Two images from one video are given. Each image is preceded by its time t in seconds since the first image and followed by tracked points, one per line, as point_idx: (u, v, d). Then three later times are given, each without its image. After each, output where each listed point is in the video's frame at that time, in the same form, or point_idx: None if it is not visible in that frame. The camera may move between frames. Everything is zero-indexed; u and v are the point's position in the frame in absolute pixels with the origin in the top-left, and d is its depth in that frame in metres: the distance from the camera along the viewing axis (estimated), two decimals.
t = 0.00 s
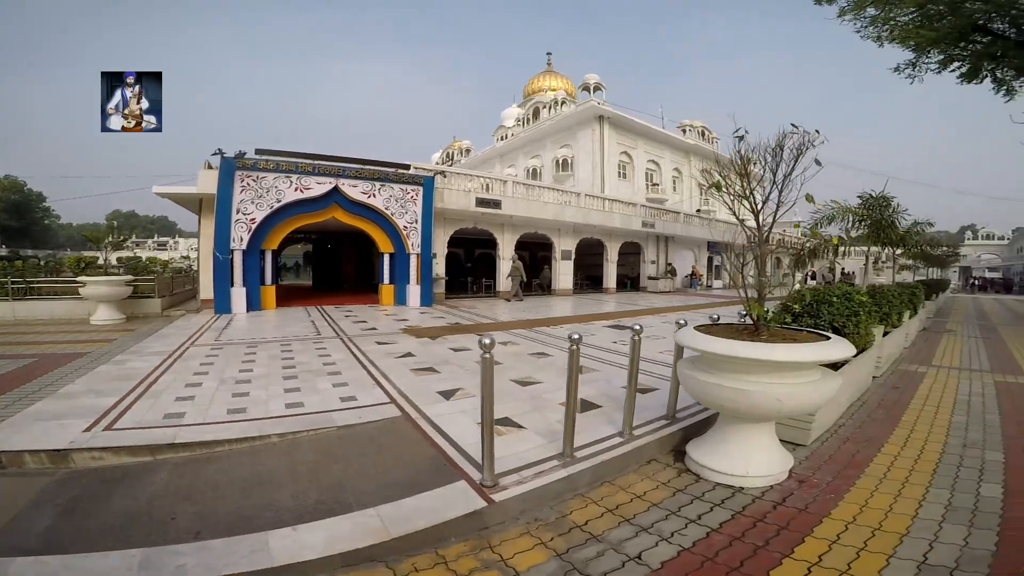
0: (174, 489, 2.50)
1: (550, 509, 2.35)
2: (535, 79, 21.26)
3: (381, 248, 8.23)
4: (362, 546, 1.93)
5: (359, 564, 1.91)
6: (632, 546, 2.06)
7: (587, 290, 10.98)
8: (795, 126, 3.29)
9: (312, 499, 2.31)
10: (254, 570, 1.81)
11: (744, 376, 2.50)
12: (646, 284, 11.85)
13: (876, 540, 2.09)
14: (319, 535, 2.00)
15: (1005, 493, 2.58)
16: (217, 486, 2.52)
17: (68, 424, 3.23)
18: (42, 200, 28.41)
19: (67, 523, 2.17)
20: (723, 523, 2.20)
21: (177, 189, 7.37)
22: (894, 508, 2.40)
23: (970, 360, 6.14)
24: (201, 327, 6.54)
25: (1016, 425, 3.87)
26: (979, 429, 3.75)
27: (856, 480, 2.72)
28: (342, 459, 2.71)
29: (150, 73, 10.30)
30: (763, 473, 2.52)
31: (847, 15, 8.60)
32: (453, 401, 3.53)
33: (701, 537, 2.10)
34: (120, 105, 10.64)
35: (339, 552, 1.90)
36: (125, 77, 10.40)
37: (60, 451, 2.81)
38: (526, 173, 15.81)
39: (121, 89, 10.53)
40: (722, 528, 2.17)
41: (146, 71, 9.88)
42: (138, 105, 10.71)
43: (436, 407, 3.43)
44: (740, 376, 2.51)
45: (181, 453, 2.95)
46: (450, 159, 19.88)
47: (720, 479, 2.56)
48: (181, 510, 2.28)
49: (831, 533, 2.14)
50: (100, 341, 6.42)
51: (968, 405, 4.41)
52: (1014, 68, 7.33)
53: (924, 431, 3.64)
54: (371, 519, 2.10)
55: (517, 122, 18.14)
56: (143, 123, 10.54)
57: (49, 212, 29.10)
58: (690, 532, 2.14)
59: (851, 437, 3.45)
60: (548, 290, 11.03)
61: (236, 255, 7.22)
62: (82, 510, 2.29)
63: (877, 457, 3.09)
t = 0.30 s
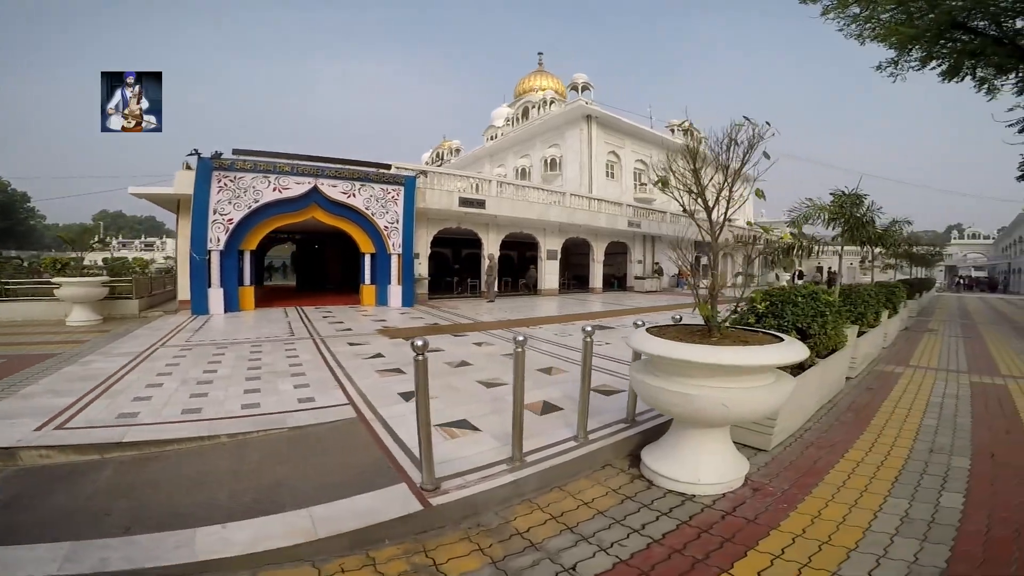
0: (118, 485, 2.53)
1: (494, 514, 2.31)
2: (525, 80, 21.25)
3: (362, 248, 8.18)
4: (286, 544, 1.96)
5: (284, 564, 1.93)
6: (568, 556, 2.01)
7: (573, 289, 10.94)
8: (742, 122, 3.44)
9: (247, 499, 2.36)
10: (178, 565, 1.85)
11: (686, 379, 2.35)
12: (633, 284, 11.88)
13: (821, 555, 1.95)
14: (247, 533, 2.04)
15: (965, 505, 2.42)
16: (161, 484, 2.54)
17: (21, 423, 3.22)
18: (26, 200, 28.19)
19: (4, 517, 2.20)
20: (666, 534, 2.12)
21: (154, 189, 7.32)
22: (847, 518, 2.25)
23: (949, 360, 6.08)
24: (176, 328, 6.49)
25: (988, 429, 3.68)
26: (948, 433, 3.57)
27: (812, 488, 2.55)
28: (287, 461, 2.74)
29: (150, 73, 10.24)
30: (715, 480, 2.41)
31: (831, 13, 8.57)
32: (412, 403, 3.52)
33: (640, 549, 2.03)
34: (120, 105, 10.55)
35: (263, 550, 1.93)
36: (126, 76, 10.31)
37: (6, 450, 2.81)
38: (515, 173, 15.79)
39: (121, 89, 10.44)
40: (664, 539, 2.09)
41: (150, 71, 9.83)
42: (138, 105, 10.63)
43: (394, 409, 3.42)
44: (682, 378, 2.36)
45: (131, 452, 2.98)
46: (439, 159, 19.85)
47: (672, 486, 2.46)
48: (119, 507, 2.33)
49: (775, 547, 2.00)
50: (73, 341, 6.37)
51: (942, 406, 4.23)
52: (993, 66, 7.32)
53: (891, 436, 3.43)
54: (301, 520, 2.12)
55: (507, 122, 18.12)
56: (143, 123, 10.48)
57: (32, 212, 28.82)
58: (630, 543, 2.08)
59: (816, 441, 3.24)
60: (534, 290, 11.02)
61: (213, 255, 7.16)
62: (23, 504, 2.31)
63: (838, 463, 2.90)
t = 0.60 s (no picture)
0: (68, 481, 2.55)
1: (437, 516, 2.30)
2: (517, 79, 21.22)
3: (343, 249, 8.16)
4: (220, 540, 2.01)
5: (215, 557, 1.99)
6: (503, 561, 1.98)
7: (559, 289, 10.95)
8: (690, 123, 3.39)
9: (190, 494, 2.41)
10: (113, 557, 1.91)
11: (628, 384, 2.30)
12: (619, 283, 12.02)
13: (755, 569, 1.88)
14: (182, 526, 2.10)
15: (915, 516, 2.35)
16: (110, 481, 2.57)
17: None
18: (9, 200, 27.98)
19: None
20: (604, 542, 2.10)
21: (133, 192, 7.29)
22: (790, 530, 2.17)
23: (924, 360, 6.11)
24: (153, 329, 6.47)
25: (954, 433, 3.64)
26: (911, 438, 3.51)
27: (762, 496, 2.47)
28: (238, 459, 2.78)
29: (150, 73, 10.20)
30: (661, 486, 2.37)
31: (814, 12, 8.57)
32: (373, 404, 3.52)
33: (575, 556, 2.01)
34: (120, 105, 10.45)
35: (195, 543, 1.99)
36: (126, 76, 10.24)
37: None
38: (505, 173, 15.78)
39: (120, 89, 10.40)
40: (601, 547, 2.06)
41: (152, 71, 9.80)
42: (138, 105, 10.57)
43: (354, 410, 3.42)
44: (625, 383, 2.31)
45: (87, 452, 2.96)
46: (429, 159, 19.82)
47: (620, 492, 2.44)
48: (65, 500, 2.36)
49: (710, 559, 1.95)
50: (48, 342, 6.34)
51: (910, 409, 4.18)
52: (973, 66, 7.34)
53: (853, 441, 3.36)
54: (237, 516, 2.17)
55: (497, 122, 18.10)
56: (144, 123, 10.43)
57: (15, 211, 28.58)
58: (567, 550, 2.06)
59: (774, 446, 3.16)
60: (520, 291, 11.02)
61: (192, 257, 7.13)
62: None
63: (794, 470, 2.82)
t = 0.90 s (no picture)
0: (22, 473, 2.58)
1: (378, 511, 2.30)
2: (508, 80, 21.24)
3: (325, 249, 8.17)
4: (159, 529, 2.05)
5: (154, 546, 2.03)
6: (434, 558, 1.94)
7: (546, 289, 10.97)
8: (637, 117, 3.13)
9: (137, 487, 2.44)
10: (53, 543, 1.96)
11: (565, 385, 2.28)
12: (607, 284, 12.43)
13: None
14: (126, 516, 2.15)
15: (858, 524, 2.27)
16: (63, 473, 2.60)
17: None
18: None
19: None
20: (540, 544, 2.06)
21: (114, 194, 7.29)
22: (726, 538, 2.08)
23: (898, 360, 6.14)
24: (131, 330, 6.47)
25: (915, 436, 3.60)
26: (870, 442, 3.44)
27: (705, 501, 2.39)
28: (190, 454, 2.81)
29: (150, 73, 10.18)
30: (604, 489, 2.35)
31: (797, 11, 8.56)
32: (335, 402, 3.53)
33: (508, 557, 1.96)
34: (120, 105, 10.44)
35: (135, 532, 2.03)
36: (126, 76, 10.22)
37: None
38: (495, 173, 15.80)
39: (121, 89, 10.38)
40: (536, 548, 2.03)
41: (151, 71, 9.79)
42: (138, 105, 10.56)
43: (315, 408, 3.43)
44: (562, 384, 2.29)
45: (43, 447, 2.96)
46: (420, 159, 19.84)
47: (564, 494, 2.41)
48: (15, 491, 2.39)
49: (638, 566, 1.90)
50: (26, 342, 6.33)
51: (875, 411, 4.16)
52: (952, 66, 7.37)
53: (810, 444, 3.29)
54: (180, 507, 2.21)
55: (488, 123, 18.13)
56: (144, 123, 10.46)
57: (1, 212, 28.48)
58: (502, 551, 2.01)
59: (729, 449, 3.08)
60: (507, 291, 11.05)
61: (172, 258, 7.12)
62: None
63: (743, 474, 2.73)
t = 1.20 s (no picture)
0: None
1: (330, 509, 2.29)
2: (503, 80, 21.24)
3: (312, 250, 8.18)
4: (109, 521, 2.05)
5: (106, 537, 2.04)
6: (379, 556, 1.93)
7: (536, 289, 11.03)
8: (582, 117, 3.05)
9: (96, 481, 2.45)
10: (6, 534, 1.98)
11: (515, 387, 2.27)
12: (597, 283, 12.73)
13: None
14: (80, 507, 2.16)
15: (810, 534, 2.23)
16: (26, 467, 2.61)
17: None
18: None
19: None
20: (487, 545, 2.04)
21: (99, 194, 7.27)
22: (672, 547, 2.07)
23: (880, 360, 6.15)
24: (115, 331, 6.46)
25: (886, 440, 3.59)
26: (839, 446, 3.42)
27: (660, 507, 2.38)
28: (154, 450, 2.81)
29: (151, 73, 10.17)
30: (559, 492, 2.35)
31: (784, 10, 8.53)
32: (304, 402, 3.52)
33: (453, 557, 1.95)
34: (120, 105, 10.43)
35: (86, 522, 2.04)
36: (127, 76, 10.22)
37: None
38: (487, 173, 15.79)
39: (121, 89, 10.37)
40: (483, 549, 2.02)
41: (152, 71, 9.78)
42: (139, 105, 10.56)
43: (283, 407, 3.42)
44: (512, 387, 2.29)
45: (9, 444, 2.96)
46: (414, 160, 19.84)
47: (520, 497, 2.40)
48: None
49: (581, 571, 1.88)
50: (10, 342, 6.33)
51: (849, 414, 4.15)
52: (938, 64, 7.33)
53: (776, 448, 3.28)
54: (133, 500, 2.21)
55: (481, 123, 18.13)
56: (144, 123, 10.47)
57: None
58: (449, 551, 1.99)
59: (694, 452, 3.07)
60: (497, 291, 11.07)
61: (157, 259, 7.12)
62: None
63: (703, 478, 2.73)
